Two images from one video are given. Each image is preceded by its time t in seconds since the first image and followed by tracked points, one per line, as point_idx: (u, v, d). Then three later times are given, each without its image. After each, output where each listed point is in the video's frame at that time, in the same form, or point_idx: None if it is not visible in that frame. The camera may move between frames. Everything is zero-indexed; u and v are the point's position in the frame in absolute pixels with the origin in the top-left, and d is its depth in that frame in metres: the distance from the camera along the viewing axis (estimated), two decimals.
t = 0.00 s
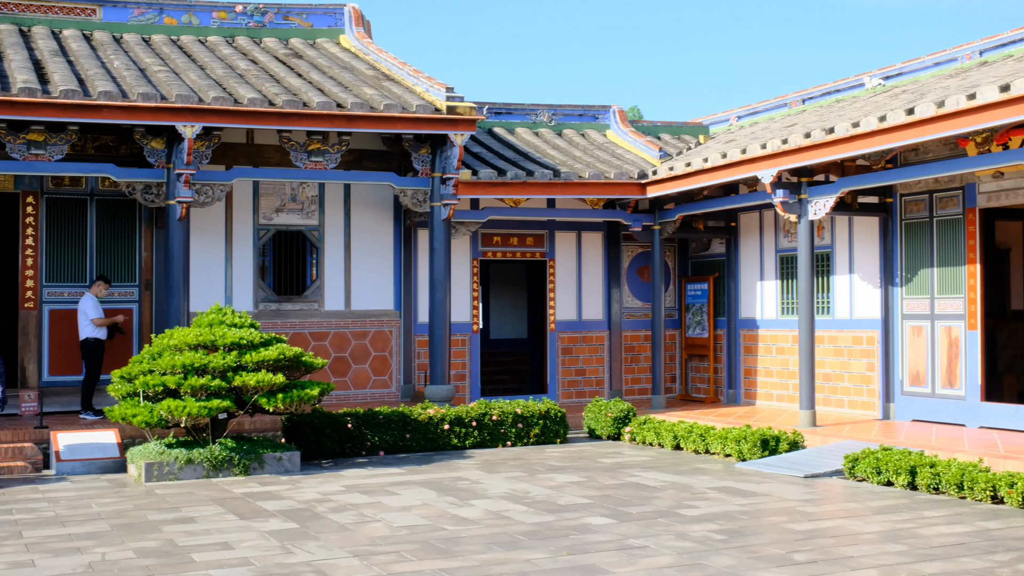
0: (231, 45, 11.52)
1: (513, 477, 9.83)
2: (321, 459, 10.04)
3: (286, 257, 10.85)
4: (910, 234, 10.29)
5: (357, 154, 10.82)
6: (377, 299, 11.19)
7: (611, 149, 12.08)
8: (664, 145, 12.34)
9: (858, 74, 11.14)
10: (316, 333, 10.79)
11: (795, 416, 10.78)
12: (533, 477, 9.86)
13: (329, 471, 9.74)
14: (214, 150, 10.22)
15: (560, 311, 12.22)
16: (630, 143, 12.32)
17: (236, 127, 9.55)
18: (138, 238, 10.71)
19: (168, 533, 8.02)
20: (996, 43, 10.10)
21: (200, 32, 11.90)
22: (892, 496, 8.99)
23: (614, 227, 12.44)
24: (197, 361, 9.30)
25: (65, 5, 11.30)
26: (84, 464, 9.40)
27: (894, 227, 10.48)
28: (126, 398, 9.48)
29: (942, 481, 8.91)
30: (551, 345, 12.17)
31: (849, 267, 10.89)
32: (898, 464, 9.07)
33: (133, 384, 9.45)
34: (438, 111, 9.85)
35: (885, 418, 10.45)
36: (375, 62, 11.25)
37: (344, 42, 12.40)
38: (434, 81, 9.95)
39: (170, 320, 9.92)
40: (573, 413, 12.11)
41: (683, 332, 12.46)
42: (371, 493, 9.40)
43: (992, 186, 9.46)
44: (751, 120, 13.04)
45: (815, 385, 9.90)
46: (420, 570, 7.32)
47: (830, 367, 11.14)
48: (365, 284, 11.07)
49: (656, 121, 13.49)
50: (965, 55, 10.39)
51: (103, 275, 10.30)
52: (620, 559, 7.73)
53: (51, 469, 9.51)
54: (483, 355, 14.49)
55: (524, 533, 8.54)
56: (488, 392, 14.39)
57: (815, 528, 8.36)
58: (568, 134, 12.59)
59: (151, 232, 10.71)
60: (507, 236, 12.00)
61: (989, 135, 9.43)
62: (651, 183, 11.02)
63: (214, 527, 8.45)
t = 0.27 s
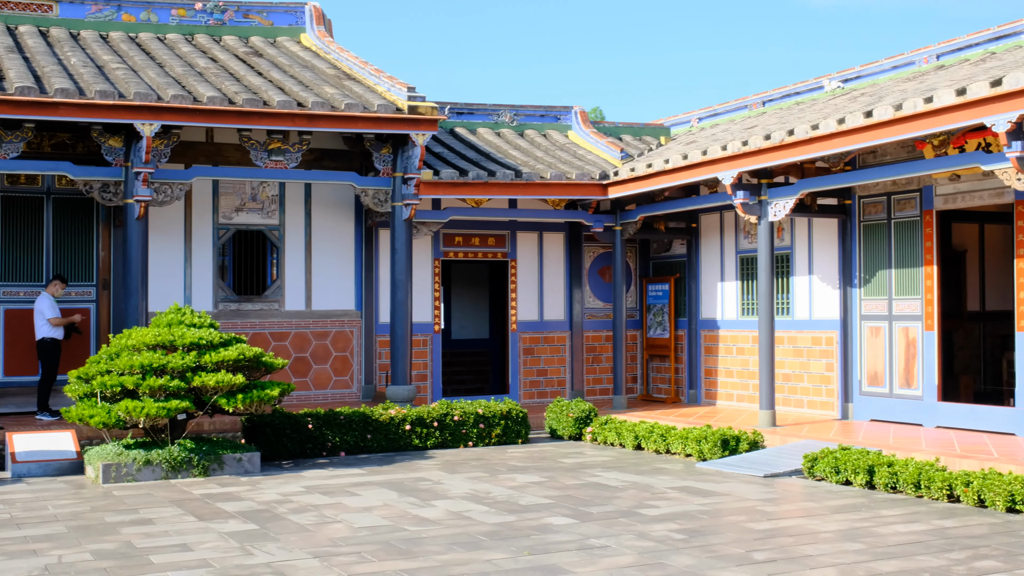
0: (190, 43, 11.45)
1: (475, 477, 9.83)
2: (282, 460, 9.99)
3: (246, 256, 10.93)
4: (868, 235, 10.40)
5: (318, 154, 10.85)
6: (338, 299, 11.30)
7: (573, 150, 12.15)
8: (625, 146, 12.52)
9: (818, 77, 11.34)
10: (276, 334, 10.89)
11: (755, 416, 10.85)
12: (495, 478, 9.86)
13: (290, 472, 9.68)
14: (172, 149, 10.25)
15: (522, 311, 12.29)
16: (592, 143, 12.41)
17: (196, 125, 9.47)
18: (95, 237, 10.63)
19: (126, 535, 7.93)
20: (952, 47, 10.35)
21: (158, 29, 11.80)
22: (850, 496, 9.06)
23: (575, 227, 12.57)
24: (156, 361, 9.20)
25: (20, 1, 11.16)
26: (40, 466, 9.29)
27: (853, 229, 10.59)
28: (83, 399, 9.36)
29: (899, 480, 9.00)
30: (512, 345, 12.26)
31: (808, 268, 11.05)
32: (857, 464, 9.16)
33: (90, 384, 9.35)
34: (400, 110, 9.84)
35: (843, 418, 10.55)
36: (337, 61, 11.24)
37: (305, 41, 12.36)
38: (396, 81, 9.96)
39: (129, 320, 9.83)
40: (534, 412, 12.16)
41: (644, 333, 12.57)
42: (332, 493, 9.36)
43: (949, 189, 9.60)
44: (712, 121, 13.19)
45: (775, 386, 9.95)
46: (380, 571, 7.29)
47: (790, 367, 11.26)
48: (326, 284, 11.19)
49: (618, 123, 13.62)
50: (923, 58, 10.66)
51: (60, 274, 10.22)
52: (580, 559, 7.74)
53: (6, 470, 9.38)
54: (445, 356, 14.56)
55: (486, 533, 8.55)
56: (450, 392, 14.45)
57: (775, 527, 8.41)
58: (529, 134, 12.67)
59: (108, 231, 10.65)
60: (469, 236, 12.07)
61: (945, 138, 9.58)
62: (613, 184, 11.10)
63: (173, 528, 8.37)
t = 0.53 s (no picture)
0: (160, 40, 11.39)
1: (447, 477, 9.82)
2: (253, 461, 9.95)
3: (216, 256, 11.02)
4: (838, 236, 10.48)
5: (289, 153, 10.87)
6: (309, 299, 11.39)
7: (545, 150, 12.20)
8: (597, 147, 12.61)
9: (790, 78, 11.46)
10: (247, 334, 10.97)
11: (726, 416, 10.90)
12: (467, 478, 9.85)
13: (261, 472, 9.64)
14: (142, 148, 10.30)
15: (494, 312, 12.34)
16: (564, 143, 12.47)
17: (167, 124, 9.40)
18: (64, 237, 10.58)
19: (95, 536, 7.85)
20: (920, 49, 10.51)
21: (127, 26, 11.73)
22: (821, 495, 9.11)
23: (547, 227, 12.62)
24: (125, 361, 9.13)
25: None
26: (8, 467, 9.19)
27: (824, 230, 10.66)
28: (51, 399, 9.28)
29: (869, 479, 9.06)
30: (484, 344, 12.31)
31: (779, 268, 11.13)
32: (827, 463, 9.21)
33: (59, 384, 9.26)
34: (371, 110, 9.86)
35: (814, 418, 10.62)
36: (308, 60, 11.23)
37: (276, 39, 12.33)
38: (369, 80, 10.01)
39: (98, 320, 9.73)
40: (506, 412, 12.19)
41: (616, 332, 12.64)
42: (304, 494, 9.32)
43: (918, 190, 9.69)
44: (684, 121, 13.27)
45: (746, 386, 9.99)
46: (351, 571, 7.26)
47: (760, 367, 11.33)
48: (297, 284, 11.28)
49: (589, 123, 13.69)
50: (892, 59, 10.81)
51: (28, 274, 10.16)
52: (552, 558, 7.74)
53: None
54: (417, 356, 14.61)
55: (458, 533, 8.54)
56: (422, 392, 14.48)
57: (746, 526, 8.44)
58: (501, 134, 12.71)
59: (78, 230, 10.59)
60: (442, 236, 12.07)
61: (915, 140, 9.67)
62: (585, 184, 11.14)
63: (142, 529, 8.30)
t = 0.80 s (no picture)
0: (134, 38, 11.33)
1: (422, 477, 9.80)
2: (227, 460, 9.90)
3: (190, 254, 11.00)
4: (812, 237, 10.53)
5: (263, 152, 10.85)
6: (284, 298, 11.38)
7: (521, 149, 12.22)
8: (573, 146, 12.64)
9: (764, 79, 11.54)
10: (221, 333, 10.96)
11: (700, 416, 10.94)
12: (441, 477, 9.84)
13: (234, 472, 9.59)
14: (115, 146, 10.30)
15: (469, 311, 12.35)
16: (540, 143, 12.50)
17: (140, 122, 9.34)
18: (35, 235, 10.51)
19: (66, 537, 7.79)
20: (893, 51, 10.62)
21: (100, 23, 11.66)
22: (794, 494, 9.15)
23: (522, 227, 12.63)
24: (98, 360, 9.06)
25: None
26: None
27: (798, 230, 10.71)
28: (23, 399, 9.19)
29: (842, 478, 9.11)
30: (460, 344, 12.31)
31: (753, 268, 11.16)
32: (800, 463, 9.25)
33: (30, 384, 9.18)
34: (346, 109, 9.85)
35: (787, 417, 10.67)
36: (283, 58, 11.20)
37: (251, 37, 12.28)
38: (344, 79, 10.02)
39: (70, 320, 9.67)
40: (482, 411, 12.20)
41: (592, 332, 12.67)
42: (278, 493, 9.29)
43: (892, 190, 9.75)
44: (659, 122, 13.27)
45: (721, 385, 10.02)
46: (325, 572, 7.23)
47: (735, 367, 11.36)
48: (272, 284, 11.28)
49: (565, 123, 13.73)
50: (866, 60, 10.93)
51: None
52: (527, 558, 7.74)
53: None
54: (393, 355, 14.62)
55: (432, 533, 8.52)
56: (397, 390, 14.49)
57: (720, 525, 8.46)
58: (478, 133, 12.72)
59: (50, 229, 10.52)
60: (417, 235, 12.07)
61: (888, 141, 9.73)
62: (560, 184, 11.16)
63: (115, 529, 8.23)
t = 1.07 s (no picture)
0: (114, 36, 11.29)
1: (403, 478, 9.79)
2: (207, 461, 9.87)
3: (170, 254, 10.99)
4: (792, 237, 10.56)
5: (244, 151, 10.83)
6: (264, 298, 11.38)
7: (502, 150, 12.25)
8: (554, 147, 12.67)
9: (745, 80, 11.63)
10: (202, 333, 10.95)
11: (681, 415, 10.98)
12: (422, 478, 9.83)
13: (214, 473, 9.56)
14: (94, 145, 10.30)
15: (451, 311, 12.35)
16: (521, 143, 12.53)
17: (120, 121, 9.29)
18: (14, 234, 10.45)
19: (44, 539, 7.73)
20: (873, 52, 10.75)
21: (79, 22, 11.61)
22: (775, 494, 9.18)
23: (504, 227, 12.64)
24: (77, 361, 9.01)
25: None
26: None
27: (779, 231, 10.75)
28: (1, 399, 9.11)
29: (822, 478, 9.14)
30: (441, 344, 12.31)
31: (734, 269, 11.20)
32: (781, 463, 9.28)
33: (8, 384, 9.09)
34: (328, 108, 9.85)
35: (768, 418, 10.70)
36: (264, 57, 11.20)
37: (232, 36, 12.26)
38: (325, 78, 10.04)
39: (49, 319, 9.62)
40: (463, 411, 12.20)
41: (573, 332, 12.70)
42: (258, 494, 9.25)
43: (872, 191, 9.80)
44: (641, 122, 13.34)
45: (702, 385, 10.04)
46: (305, 572, 7.20)
47: (716, 367, 11.39)
48: (252, 283, 11.28)
49: (546, 123, 13.76)
50: (846, 62, 11.05)
51: None
52: (508, 558, 7.73)
53: None
54: (374, 355, 14.64)
55: (413, 533, 8.50)
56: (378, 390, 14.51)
57: (701, 525, 8.47)
58: (459, 133, 12.74)
59: (28, 228, 10.47)
60: (398, 235, 12.07)
61: (868, 142, 9.80)
62: (542, 184, 11.19)
63: (93, 530, 8.17)
